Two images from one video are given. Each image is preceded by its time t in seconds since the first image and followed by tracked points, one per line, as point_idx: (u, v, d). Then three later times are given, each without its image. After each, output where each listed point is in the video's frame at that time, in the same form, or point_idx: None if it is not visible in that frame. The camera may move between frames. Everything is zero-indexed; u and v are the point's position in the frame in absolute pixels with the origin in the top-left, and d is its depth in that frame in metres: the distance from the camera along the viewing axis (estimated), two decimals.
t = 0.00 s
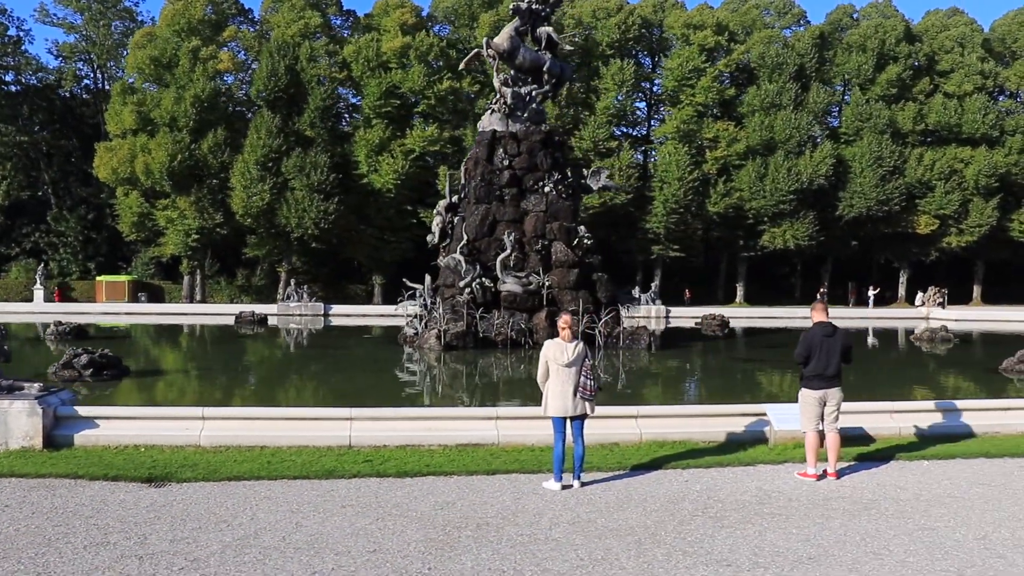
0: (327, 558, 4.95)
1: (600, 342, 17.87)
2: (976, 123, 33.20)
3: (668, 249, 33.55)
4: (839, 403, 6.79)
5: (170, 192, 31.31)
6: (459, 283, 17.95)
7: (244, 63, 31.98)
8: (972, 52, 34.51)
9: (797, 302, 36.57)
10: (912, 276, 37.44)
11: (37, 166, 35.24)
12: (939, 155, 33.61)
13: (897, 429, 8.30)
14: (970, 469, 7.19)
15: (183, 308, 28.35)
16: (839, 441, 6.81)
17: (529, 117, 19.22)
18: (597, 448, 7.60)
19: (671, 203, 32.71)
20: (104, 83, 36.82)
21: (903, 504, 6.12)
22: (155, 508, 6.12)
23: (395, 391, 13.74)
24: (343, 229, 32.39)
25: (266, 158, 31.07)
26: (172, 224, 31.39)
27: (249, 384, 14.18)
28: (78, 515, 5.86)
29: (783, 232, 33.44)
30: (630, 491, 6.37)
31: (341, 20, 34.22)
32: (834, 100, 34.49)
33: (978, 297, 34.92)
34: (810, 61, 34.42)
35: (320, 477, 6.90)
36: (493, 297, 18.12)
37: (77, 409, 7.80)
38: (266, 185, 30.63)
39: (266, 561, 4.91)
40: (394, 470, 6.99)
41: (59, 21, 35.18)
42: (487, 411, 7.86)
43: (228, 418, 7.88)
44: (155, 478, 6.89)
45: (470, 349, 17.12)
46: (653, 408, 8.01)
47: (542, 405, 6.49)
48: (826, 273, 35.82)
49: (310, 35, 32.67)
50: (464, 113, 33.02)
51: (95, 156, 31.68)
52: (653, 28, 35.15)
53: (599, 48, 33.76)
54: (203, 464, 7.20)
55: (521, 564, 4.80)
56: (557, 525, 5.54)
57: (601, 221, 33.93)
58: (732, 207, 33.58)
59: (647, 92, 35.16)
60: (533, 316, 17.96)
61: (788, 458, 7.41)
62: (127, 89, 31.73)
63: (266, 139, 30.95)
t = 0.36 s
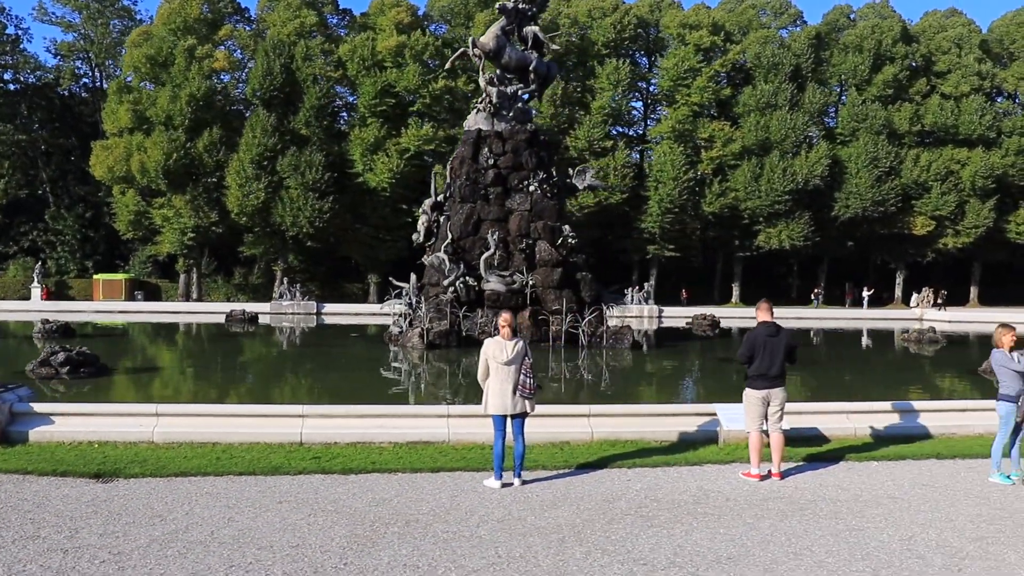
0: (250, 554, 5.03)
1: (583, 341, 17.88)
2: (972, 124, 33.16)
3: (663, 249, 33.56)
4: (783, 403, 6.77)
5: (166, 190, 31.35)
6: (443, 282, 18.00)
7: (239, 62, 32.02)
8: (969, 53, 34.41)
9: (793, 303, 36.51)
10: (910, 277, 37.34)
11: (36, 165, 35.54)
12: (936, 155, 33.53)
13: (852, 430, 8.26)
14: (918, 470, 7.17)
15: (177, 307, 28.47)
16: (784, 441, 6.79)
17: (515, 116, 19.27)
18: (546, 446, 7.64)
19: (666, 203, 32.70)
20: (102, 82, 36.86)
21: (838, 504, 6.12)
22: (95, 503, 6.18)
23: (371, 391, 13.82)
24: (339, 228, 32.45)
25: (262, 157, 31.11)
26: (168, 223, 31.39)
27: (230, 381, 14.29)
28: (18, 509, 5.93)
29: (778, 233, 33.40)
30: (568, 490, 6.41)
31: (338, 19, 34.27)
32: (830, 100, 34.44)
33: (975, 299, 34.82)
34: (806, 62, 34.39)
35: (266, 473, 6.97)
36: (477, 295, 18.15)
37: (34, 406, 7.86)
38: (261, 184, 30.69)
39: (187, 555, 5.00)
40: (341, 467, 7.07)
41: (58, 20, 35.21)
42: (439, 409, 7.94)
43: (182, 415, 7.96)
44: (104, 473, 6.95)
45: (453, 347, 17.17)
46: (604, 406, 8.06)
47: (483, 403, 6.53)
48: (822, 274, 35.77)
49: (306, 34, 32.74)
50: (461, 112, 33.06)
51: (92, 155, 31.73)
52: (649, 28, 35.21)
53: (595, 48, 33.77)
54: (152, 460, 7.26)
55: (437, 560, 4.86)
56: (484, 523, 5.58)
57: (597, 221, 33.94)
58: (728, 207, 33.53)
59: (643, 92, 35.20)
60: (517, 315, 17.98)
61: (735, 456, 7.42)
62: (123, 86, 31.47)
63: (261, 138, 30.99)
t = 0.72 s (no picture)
0: (172, 547, 5.15)
1: (567, 340, 17.88)
2: (969, 124, 33.10)
3: (659, 249, 33.58)
4: (726, 402, 6.74)
5: (162, 189, 31.38)
6: (427, 281, 18.04)
7: (235, 61, 32.03)
8: (966, 53, 34.31)
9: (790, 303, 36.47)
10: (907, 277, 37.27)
11: (35, 164, 35.51)
12: (933, 155, 33.48)
13: (806, 430, 8.23)
14: (862, 470, 7.16)
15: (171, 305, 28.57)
16: (725, 440, 6.79)
17: (500, 116, 19.29)
18: (496, 445, 7.71)
19: (661, 203, 32.66)
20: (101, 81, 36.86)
21: (773, 504, 6.13)
22: (37, 497, 6.25)
23: (358, 390, 13.90)
24: (335, 228, 32.56)
25: (257, 157, 31.17)
26: (164, 222, 31.40)
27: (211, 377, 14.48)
28: None
29: (774, 233, 33.36)
30: (505, 488, 6.49)
31: (334, 19, 34.31)
32: (826, 100, 34.40)
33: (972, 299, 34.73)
34: (803, 61, 34.34)
35: (213, 469, 7.07)
36: (461, 295, 18.19)
37: None
38: (256, 183, 30.75)
39: (110, 547, 5.10)
40: (286, 464, 7.19)
41: (57, 20, 35.04)
42: (390, 408, 8.05)
43: (137, 412, 8.07)
44: (53, 468, 7.01)
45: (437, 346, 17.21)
46: (557, 405, 8.11)
47: (422, 401, 6.59)
48: (818, 274, 35.75)
49: (302, 34, 32.80)
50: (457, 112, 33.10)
51: (89, 153, 31.77)
52: (646, 27, 35.25)
53: (590, 48, 33.79)
54: (103, 456, 7.34)
55: (353, 555, 4.96)
56: (413, 521, 5.64)
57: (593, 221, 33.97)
58: (723, 207, 33.49)
59: (640, 91, 35.23)
60: (501, 314, 18.02)
61: (683, 455, 7.43)
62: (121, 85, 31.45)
63: (257, 137, 31.06)
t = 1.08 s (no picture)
0: (99, 542, 5.27)
1: (550, 342, 17.92)
2: (966, 124, 33.03)
3: (655, 250, 33.60)
4: (669, 404, 6.75)
5: (158, 190, 31.39)
6: (411, 282, 18.12)
7: (232, 63, 31.98)
8: (963, 53, 34.22)
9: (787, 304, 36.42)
10: (904, 278, 37.21)
11: (34, 165, 35.23)
12: (929, 155, 33.42)
13: (762, 431, 8.22)
14: (811, 471, 7.14)
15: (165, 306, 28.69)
16: (669, 442, 6.81)
17: (486, 118, 19.31)
18: (447, 445, 7.78)
19: (657, 205, 32.65)
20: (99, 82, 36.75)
21: (709, 505, 6.09)
22: None
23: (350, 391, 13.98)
24: (331, 229, 32.67)
25: (253, 159, 31.23)
26: (161, 223, 31.43)
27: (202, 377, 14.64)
28: None
29: (770, 234, 33.30)
30: (444, 488, 6.55)
31: (330, 21, 34.37)
32: (822, 100, 34.35)
33: (970, 300, 34.62)
34: (799, 62, 34.30)
35: (164, 468, 7.18)
36: (445, 297, 18.26)
37: None
38: (251, 185, 30.79)
39: (38, 542, 5.20)
40: (236, 463, 7.32)
41: (56, 22, 34.64)
42: (344, 408, 8.19)
43: (94, 410, 8.17)
44: (4, 466, 7.06)
45: (420, 348, 17.31)
46: (510, 405, 8.16)
47: (365, 402, 6.69)
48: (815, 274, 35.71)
49: (298, 35, 32.76)
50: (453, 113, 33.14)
51: (86, 155, 31.80)
52: (642, 28, 35.27)
53: (586, 49, 33.83)
54: (56, 454, 7.42)
55: (274, 552, 5.09)
56: (342, 520, 5.73)
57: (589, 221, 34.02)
58: (719, 208, 33.47)
59: (636, 92, 35.26)
60: (485, 316, 18.08)
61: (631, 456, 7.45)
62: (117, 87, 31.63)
63: (252, 139, 31.10)
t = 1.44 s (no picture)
0: (31, 537, 5.40)
1: (535, 345, 17.96)
2: (963, 127, 32.93)
3: (651, 253, 33.60)
4: (613, 407, 6.76)
5: (156, 193, 31.32)
6: (397, 285, 18.12)
7: (229, 66, 31.96)
8: (960, 56, 34.12)
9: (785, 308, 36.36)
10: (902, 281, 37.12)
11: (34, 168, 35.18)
12: (926, 158, 33.35)
13: (717, 434, 8.24)
14: (758, 473, 7.15)
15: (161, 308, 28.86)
16: (614, 444, 6.81)
17: (473, 121, 19.30)
18: (399, 447, 7.83)
19: (653, 208, 32.61)
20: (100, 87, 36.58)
21: (644, 507, 6.11)
22: None
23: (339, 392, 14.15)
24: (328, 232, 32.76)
25: (249, 161, 31.22)
26: (158, 225, 31.47)
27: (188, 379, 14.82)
28: None
29: (767, 237, 33.22)
30: (385, 489, 6.62)
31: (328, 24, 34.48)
32: (819, 103, 34.31)
33: (968, 303, 34.51)
34: (795, 65, 34.29)
35: (115, 465, 7.26)
36: (431, 299, 18.24)
37: None
38: (247, 188, 30.78)
39: None
40: (187, 462, 7.41)
41: (56, 25, 34.43)
42: (301, 409, 8.30)
43: (52, 408, 8.26)
44: None
45: (405, 350, 17.35)
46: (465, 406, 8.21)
47: (309, 403, 6.78)
48: (812, 278, 35.64)
49: (295, 39, 32.72)
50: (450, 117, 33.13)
51: (85, 158, 31.79)
52: (639, 31, 35.32)
53: (582, 52, 33.87)
54: (11, 452, 7.50)
55: (200, 549, 5.22)
56: (275, 521, 5.82)
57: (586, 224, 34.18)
58: (716, 211, 33.44)
59: (634, 95, 35.28)
60: (470, 319, 18.08)
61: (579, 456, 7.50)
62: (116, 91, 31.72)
63: (249, 142, 31.11)
